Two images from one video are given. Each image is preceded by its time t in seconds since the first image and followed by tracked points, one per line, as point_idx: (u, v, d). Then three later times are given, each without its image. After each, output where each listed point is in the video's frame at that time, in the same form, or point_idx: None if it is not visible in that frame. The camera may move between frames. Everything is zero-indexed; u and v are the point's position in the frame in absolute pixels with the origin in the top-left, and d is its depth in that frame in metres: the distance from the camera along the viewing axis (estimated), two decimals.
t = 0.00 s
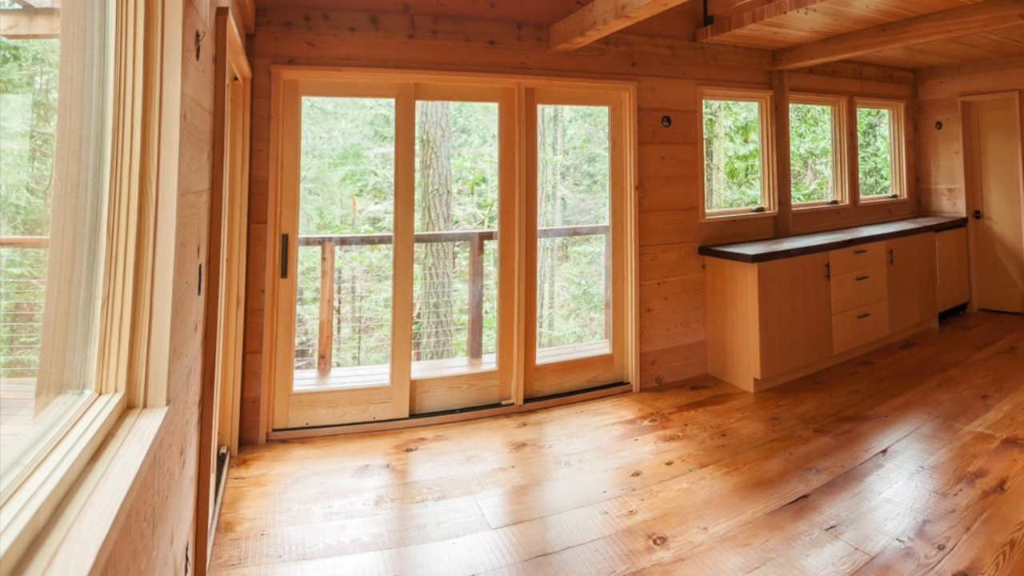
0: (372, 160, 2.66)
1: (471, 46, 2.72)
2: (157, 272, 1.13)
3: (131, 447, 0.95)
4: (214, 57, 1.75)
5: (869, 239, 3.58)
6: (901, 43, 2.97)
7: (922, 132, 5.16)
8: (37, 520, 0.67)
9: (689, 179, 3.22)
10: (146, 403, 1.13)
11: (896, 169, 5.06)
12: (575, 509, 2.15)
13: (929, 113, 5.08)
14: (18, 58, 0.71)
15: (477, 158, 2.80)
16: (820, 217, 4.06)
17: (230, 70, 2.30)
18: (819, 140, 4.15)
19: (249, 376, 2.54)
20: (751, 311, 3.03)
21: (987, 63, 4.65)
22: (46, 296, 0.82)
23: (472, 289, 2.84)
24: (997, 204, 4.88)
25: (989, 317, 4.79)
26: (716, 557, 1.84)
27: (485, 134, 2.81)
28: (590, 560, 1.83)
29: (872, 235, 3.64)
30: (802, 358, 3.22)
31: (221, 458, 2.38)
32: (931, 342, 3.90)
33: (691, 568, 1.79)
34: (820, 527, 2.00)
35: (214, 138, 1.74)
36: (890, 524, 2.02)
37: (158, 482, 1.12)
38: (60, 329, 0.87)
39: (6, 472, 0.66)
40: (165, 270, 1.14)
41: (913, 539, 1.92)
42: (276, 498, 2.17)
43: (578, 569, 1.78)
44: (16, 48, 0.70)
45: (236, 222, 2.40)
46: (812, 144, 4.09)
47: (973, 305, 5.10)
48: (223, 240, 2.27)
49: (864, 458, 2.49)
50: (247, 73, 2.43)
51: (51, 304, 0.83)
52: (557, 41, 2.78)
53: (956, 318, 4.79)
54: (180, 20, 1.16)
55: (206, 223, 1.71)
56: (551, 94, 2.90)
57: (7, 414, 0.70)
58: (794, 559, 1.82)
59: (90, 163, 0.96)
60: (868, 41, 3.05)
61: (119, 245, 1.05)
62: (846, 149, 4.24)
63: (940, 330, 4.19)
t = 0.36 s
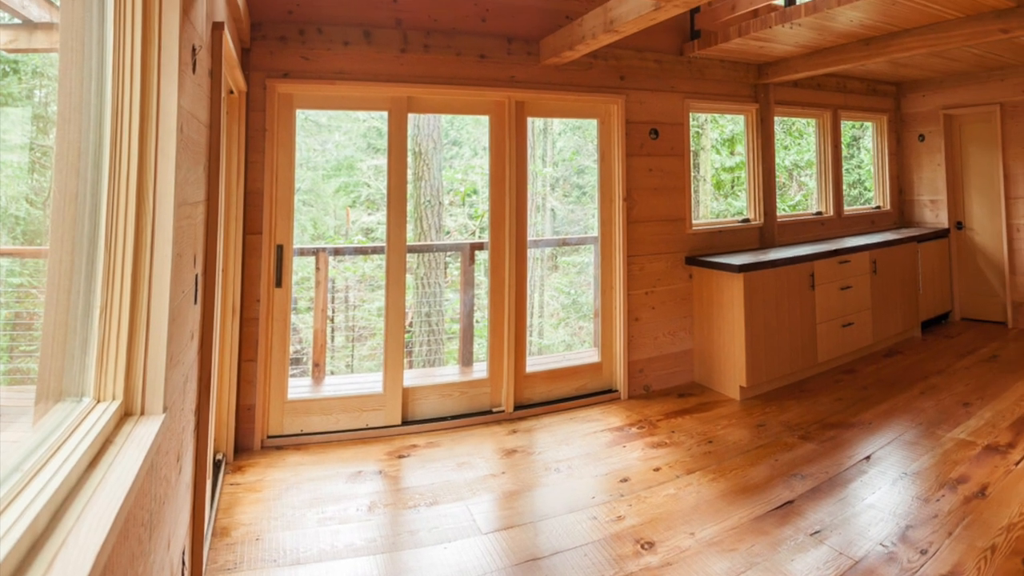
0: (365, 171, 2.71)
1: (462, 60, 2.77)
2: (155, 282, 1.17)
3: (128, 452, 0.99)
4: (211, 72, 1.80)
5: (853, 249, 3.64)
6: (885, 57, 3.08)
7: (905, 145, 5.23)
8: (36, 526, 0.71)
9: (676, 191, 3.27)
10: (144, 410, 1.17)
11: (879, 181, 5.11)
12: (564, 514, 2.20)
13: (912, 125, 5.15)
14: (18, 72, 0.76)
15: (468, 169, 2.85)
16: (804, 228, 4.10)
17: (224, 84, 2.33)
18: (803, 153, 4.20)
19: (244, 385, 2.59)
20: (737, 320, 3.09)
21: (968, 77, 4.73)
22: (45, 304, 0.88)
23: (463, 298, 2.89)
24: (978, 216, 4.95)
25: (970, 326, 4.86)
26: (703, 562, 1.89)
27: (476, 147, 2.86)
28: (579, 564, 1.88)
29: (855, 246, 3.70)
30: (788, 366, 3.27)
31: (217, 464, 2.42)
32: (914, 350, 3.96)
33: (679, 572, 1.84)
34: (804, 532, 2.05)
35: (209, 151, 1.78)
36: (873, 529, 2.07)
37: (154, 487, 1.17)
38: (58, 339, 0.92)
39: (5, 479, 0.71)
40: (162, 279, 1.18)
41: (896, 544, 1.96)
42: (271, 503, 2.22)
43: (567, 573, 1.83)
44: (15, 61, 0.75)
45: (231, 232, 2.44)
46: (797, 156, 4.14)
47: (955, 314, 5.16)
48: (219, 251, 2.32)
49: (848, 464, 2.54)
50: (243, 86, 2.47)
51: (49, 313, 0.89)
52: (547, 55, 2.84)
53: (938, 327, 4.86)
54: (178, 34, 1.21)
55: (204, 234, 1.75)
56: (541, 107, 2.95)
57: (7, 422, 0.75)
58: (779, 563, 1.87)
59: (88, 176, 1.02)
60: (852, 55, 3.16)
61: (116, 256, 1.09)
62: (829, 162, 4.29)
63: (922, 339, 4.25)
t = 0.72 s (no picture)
0: (357, 184, 2.76)
1: (454, 74, 2.83)
2: (152, 291, 1.19)
3: (126, 460, 1.01)
4: (208, 86, 1.84)
5: (836, 260, 3.70)
6: (868, 72, 3.17)
7: (887, 158, 5.29)
8: (36, 531, 0.73)
9: (662, 203, 3.34)
10: (141, 418, 1.19)
11: (861, 193, 5.18)
12: (553, 520, 2.25)
13: (894, 138, 5.22)
14: (17, 86, 0.77)
15: (459, 182, 2.91)
16: (788, 240, 4.16)
17: (220, 98, 2.38)
18: (788, 165, 4.27)
19: (239, 393, 2.64)
20: (722, 329, 3.14)
21: (948, 91, 4.81)
22: (44, 314, 0.90)
23: (454, 308, 2.95)
24: (959, 227, 5.03)
25: (951, 336, 4.92)
26: (689, 567, 1.94)
27: (467, 160, 2.92)
28: (568, 569, 1.93)
29: (839, 257, 3.76)
30: (773, 374, 3.33)
31: (212, 471, 2.47)
32: (896, 359, 4.03)
33: None
34: (789, 537, 2.10)
35: (206, 163, 1.83)
36: (856, 535, 2.12)
37: (151, 494, 1.20)
38: (55, 348, 0.94)
39: (5, 484, 0.73)
40: (159, 288, 1.20)
41: (879, 549, 2.01)
42: (265, 509, 2.27)
43: None
44: (15, 76, 0.76)
45: (226, 244, 2.49)
46: (781, 169, 4.20)
47: (937, 323, 5.24)
48: (215, 263, 2.37)
49: (831, 471, 2.60)
50: (238, 100, 2.52)
51: (47, 323, 0.91)
52: (535, 70, 2.91)
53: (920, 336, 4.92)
54: (175, 48, 1.23)
55: (200, 245, 1.81)
56: (530, 120, 3.02)
57: (7, 429, 0.77)
58: (763, 568, 1.92)
59: (86, 188, 1.04)
60: (835, 70, 3.23)
61: (114, 266, 1.11)
62: (813, 174, 4.35)
63: (903, 348, 4.30)
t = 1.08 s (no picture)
0: (350, 196, 2.82)
1: (445, 89, 2.91)
2: (149, 302, 1.22)
3: (123, 467, 1.04)
4: (203, 99, 1.89)
5: (820, 270, 3.76)
6: (852, 85, 3.24)
7: (870, 171, 5.36)
8: (33, 538, 0.75)
9: (649, 214, 3.42)
10: (138, 424, 1.23)
11: (845, 205, 5.24)
12: (542, 525, 2.30)
13: (877, 151, 5.29)
14: (17, 99, 0.80)
15: (450, 194, 2.97)
16: (773, 250, 4.22)
17: (216, 112, 2.42)
18: (772, 178, 4.34)
19: (234, 401, 2.69)
20: (708, 338, 3.20)
21: (931, 105, 4.87)
22: (43, 323, 0.93)
23: (445, 317, 3.00)
24: (940, 239, 5.07)
25: (933, 345, 4.97)
26: (676, 571, 1.99)
27: (458, 172, 2.98)
28: (557, 573, 1.97)
29: (822, 267, 3.82)
30: (758, 382, 3.38)
31: (208, 477, 2.52)
32: (879, 368, 4.09)
33: None
34: (774, 542, 2.15)
35: (202, 175, 1.88)
36: (839, 540, 2.17)
37: (148, 500, 1.24)
38: (54, 356, 0.98)
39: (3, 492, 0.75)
40: (156, 298, 1.23)
41: (862, 554, 2.06)
42: (260, 515, 2.32)
43: None
44: (15, 89, 0.80)
45: (221, 255, 2.54)
46: (766, 181, 4.27)
47: (919, 333, 5.27)
48: (211, 274, 2.42)
49: (815, 477, 2.65)
50: (234, 114, 2.57)
51: (46, 333, 0.94)
52: (525, 84, 2.99)
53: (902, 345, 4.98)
54: (172, 65, 1.27)
55: (196, 255, 1.86)
56: (520, 133, 3.09)
57: (6, 435, 0.79)
58: (748, 572, 1.96)
59: (85, 200, 1.08)
60: (819, 84, 3.30)
61: (112, 276, 1.15)
62: (797, 187, 4.41)
63: (886, 357, 4.36)
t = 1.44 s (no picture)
0: (344, 208, 2.88)
1: (436, 102, 2.97)
2: (146, 312, 1.26)
3: (121, 473, 1.09)
4: (198, 113, 1.93)
5: (805, 280, 3.82)
6: (835, 99, 3.30)
7: (854, 182, 5.43)
8: (32, 543, 0.79)
9: (637, 225, 3.49)
10: (136, 432, 1.27)
11: (829, 217, 5.29)
12: (532, 531, 2.35)
13: (860, 163, 5.36)
14: (16, 113, 0.85)
15: (441, 206, 3.03)
16: (758, 261, 4.28)
17: (211, 125, 2.47)
18: (757, 190, 4.40)
19: (230, 408, 2.74)
20: (694, 347, 3.25)
21: (913, 118, 4.92)
22: (42, 333, 0.98)
23: (437, 326, 3.06)
24: (923, 250, 5.12)
25: (915, 353, 5.02)
26: None
27: (449, 184, 3.05)
28: None
29: (806, 277, 3.88)
30: (743, 390, 3.44)
31: (204, 483, 2.57)
32: (862, 376, 4.14)
33: None
34: (759, 547, 2.20)
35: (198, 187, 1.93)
36: (823, 544, 2.22)
37: (145, 506, 1.29)
38: (53, 364, 1.03)
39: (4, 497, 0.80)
40: (153, 308, 1.27)
41: (845, 559, 2.11)
42: (255, 520, 2.38)
43: None
44: (15, 103, 0.85)
45: (217, 266, 2.60)
46: (752, 193, 4.33)
47: (900, 342, 5.32)
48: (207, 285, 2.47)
49: (800, 483, 2.71)
50: (229, 126, 2.62)
51: (45, 342, 0.99)
52: (515, 97, 3.06)
53: (885, 354, 5.03)
54: (168, 79, 1.32)
55: (191, 265, 1.91)
56: (509, 146, 3.16)
57: (6, 443, 0.84)
58: None
59: (83, 213, 1.13)
60: (804, 97, 3.38)
61: (110, 286, 1.20)
62: (782, 199, 4.48)
63: (869, 365, 4.42)
